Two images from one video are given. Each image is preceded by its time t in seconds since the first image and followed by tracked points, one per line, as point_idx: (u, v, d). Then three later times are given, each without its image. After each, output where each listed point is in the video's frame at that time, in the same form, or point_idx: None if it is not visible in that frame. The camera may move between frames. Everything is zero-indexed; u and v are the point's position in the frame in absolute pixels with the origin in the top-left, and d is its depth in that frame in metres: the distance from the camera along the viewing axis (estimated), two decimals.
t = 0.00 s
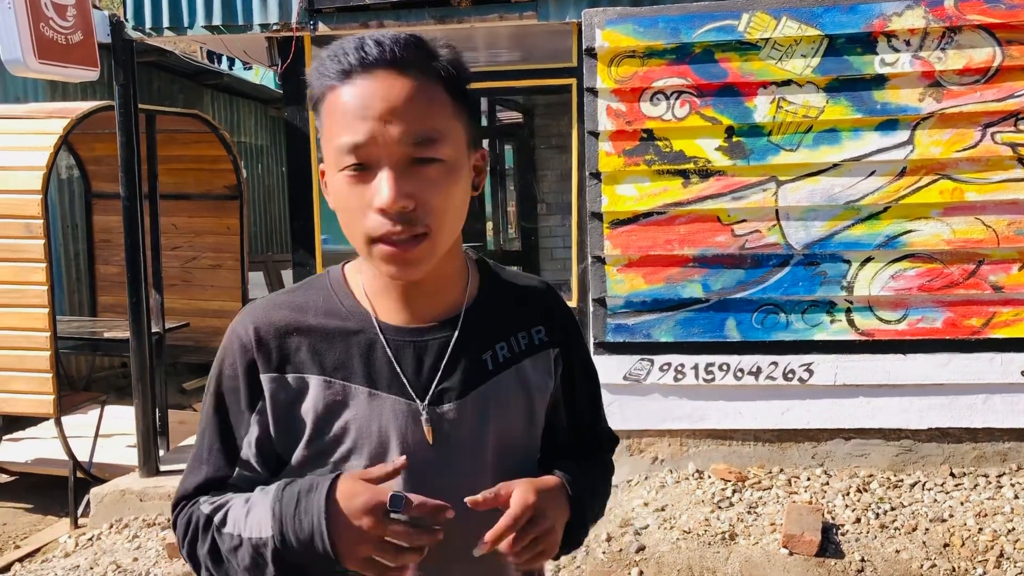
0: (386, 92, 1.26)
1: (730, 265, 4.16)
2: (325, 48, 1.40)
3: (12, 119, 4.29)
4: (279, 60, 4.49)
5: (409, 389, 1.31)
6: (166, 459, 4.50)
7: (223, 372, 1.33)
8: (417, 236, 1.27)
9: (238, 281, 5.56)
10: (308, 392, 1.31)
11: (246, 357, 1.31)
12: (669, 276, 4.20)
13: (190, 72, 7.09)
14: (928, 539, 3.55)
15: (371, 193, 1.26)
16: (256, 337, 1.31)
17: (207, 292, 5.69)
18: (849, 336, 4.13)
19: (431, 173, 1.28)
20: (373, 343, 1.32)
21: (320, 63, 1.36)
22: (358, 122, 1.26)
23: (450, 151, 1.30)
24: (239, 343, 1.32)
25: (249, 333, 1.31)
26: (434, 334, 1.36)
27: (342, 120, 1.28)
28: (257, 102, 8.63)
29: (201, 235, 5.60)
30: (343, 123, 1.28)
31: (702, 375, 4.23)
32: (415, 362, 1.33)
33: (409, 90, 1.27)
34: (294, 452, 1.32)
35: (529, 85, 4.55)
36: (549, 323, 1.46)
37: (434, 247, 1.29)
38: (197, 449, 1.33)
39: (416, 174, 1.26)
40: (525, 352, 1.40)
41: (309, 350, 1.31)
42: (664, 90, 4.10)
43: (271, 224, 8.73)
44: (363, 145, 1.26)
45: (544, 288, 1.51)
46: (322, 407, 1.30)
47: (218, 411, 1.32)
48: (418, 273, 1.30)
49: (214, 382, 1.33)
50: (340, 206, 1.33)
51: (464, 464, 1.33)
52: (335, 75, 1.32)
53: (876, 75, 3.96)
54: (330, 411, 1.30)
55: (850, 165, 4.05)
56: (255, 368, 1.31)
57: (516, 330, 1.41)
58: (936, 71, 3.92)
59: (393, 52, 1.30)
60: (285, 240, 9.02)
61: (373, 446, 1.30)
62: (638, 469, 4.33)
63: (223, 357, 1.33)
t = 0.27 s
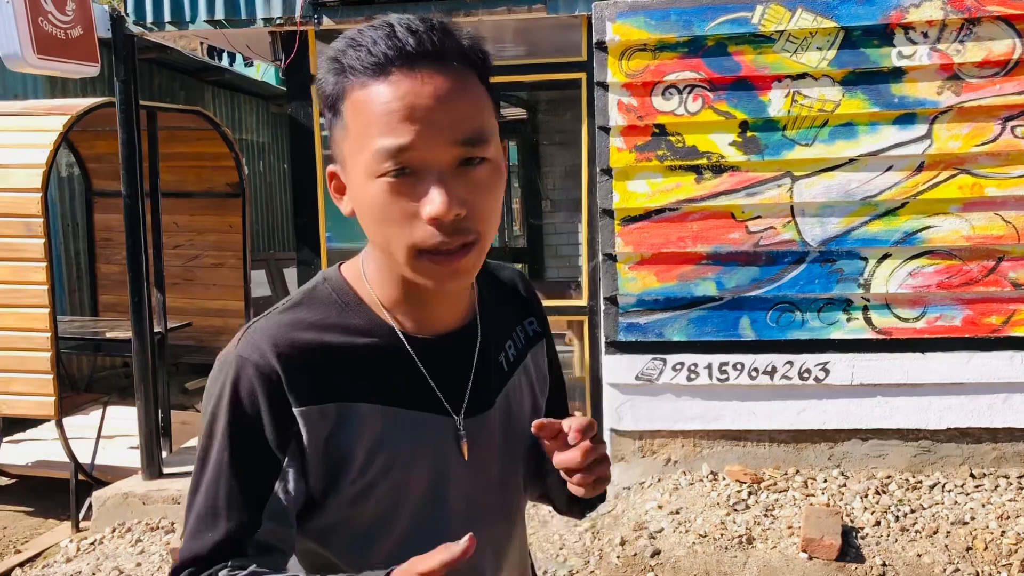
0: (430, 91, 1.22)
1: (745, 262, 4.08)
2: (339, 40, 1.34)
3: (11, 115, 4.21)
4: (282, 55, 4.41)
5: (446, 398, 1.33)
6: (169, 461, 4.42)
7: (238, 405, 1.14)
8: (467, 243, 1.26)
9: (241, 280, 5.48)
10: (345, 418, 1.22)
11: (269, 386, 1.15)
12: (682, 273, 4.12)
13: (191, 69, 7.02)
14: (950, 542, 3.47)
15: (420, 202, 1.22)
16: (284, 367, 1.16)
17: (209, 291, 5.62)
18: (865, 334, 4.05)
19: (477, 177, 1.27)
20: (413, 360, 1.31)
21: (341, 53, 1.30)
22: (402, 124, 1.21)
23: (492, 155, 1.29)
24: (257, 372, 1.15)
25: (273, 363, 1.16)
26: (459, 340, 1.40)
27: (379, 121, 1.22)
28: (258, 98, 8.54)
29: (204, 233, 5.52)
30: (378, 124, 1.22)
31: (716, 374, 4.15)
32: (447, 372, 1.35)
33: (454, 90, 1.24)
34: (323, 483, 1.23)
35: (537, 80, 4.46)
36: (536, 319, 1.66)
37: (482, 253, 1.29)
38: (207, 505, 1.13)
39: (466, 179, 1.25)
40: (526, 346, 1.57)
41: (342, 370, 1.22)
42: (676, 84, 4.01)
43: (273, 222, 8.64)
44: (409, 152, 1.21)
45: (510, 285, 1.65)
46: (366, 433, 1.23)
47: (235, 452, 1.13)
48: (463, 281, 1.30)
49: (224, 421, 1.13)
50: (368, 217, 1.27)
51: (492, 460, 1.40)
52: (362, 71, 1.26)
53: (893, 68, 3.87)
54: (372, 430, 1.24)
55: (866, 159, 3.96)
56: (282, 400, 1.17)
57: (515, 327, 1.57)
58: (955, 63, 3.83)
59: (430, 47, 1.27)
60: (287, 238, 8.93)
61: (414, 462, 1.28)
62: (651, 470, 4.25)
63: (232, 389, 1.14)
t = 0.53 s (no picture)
0: (427, 75, 1.17)
1: (743, 262, 4.03)
2: (318, 36, 1.27)
3: None
4: (269, 52, 4.31)
5: (474, 395, 1.30)
6: (155, 467, 4.33)
7: (264, 432, 1.08)
8: (488, 230, 1.21)
9: (228, 281, 5.39)
10: (377, 427, 1.17)
11: (295, 406, 1.09)
12: (679, 273, 4.06)
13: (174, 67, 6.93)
14: (955, 544, 3.43)
15: (436, 194, 1.16)
16: (309, 384, 1.11)
17: (193, 293, 5.50)
18: (866, 334, 4.00)
19: (488, 159, 1.22)
20: (441, 360, 1.28)
21: (322, 50, 1.24)
22: (405, 115, 1.15)
23: (500, 132, 1.25)
24: (281, 394, 1.09)
25: (296, 382, 1.10)
26: (480, 336, 1.36)
27: (380, 114, 1.16)
28: (241, 96, 8.44)
29: (188, 233, 5.41)
30: (377, 119, 1.16)
31: (715, 376, 4.09)
32: (473, 370, 1.32)
33: (451, 71, 1.19)
34: (360, 496, 1.19)
35: (529, 77, 4.38)
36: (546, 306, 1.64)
37: (504, 239, 1.25)
38: (251, 543, 1.09)
39: (479, 163, 1.20)
40: (541, 337, 1.55)
41: (367, 376, 1.17)
42: (673, 81, 3.95)
43: (258, 221, 8.53)
44: (416, 143, 1.15)
45: (515, 271, 1.63)
46: (401, 440, 1.19)
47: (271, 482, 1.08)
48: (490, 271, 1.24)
49: (255, 450, 1.08)
50: (378, 219, 1.21)
51: (523, 453, 1.38)
52: (353, 66, 1.21)
53: (893, 64, 3.82)
54: (405, 435, 1.19)
55: (866, 157, 3.91)
56: (312, 420, 1.11)
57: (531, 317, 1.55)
58: (955, 60, 3.78)
59: (417, 28, 1.23)
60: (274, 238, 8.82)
61: (448, 464, 1.25)
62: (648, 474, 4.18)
63: (256, 416, 1.08)
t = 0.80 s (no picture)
0: (455, 86, 1.11)
1: (724, 261, 3.97)
2: (360, 33, 1.22)
3: None
4: (240, 44, 4.20)
5: (471, 378, 1.26)
6: (120, 471, 4.20)
7: (258, 407, 1.10)
8: (492, 242, 1.16)
9: (196, 279, 5.27)
10: (370, 407, 1.17)
11: (291, 382, 1.12)
12: (660, 273, 4.00)
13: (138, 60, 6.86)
14: (938, 548, 3.40)
15: (445, 201, 1.11)
16: (306, 356, 1.13)
17: (159, 293, 5.41)
18: (847, 335, 3.96)
19: (504, 175, 1.17)
20: (441, 344, 1.24)
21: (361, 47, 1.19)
22: (427, 119, 1.10)
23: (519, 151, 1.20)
24: (278, 362, 1.12)
25: (293, 352, 1.12)
26: (483, 327, 1.31)
27: (401, 116, 1.12)
28: (209, 91, 8.32)
29: (155, 230, 5.30)
30: (401, 122, 1.12)
31: (695, 377, 4.04)
32: (474, 355, 1.28)
33: (480, 85, 1.14)
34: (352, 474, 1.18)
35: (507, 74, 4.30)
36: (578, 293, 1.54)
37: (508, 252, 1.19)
38: (228, 495, 1.09)
39: (493, 177, 1.15)
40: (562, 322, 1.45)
41: (365, 363, 1.17)
42: (655, 78, 3.88)
43: (228, 217, 8.37)
44: (434, 150, 1.10)
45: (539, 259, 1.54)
46: (393, 423, 1.18)
47: (258, 455, 1.10)
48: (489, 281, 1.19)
49: (247, 411, 1.10)
50: (388, 215, 1.16)
51: (527, 440, 1.31)
52: (384, 65, 1.15)
53: (876, 62, 3.77)
54: (400, 418, 1.18)
55: (848, 156, 3.86)
56: (306, 390, 1.13)
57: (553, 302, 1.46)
58: (937, 59, 3.74)
59: (452, 41, 1.17)
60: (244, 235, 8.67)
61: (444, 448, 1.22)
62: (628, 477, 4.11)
63: (253, 391, 1.11)
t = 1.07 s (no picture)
0: (482, 92, 1.32)
1: (707, 259, 3.91)
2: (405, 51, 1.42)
3: None
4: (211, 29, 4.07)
5: (472, 378, 1.37)
6: (86, 469, 4.09)
7: (286, 369, 1.30)
8: (508, 226, 1.33)
9: (167, 271, 5.17)
10: (378, 381, 1.33)
11: (313, 350, 1.30)
12: (642, 270, 3.93)
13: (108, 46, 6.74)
14: (921, 550, 3.37)
15: (468, 187, 1.31)
16: (328, 328, 1.31)
17: (128, 285, 5.32)
18: (830, 334, 3.92)
19: (523, 171, 1.35)
20: (443, 334, 1.37)
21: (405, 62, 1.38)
22: (457, 118, 1.31)
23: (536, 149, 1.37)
24: (304, 332, 1.31)
25: (318, 325, 1.31)
26: (496, 328, 1.42)
27: (435, 117, 1.33)
28: (182, 79, 8.19)
29: (123, 221, 5.23)
30: (435, 123, 1.33)
31: (676, 375, 3.98)
32: (478, 354, 1.39)
33: (504, 90, 1.33)
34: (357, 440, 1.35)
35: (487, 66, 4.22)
36: (592, 324, 1.55)
37: (523, 238, 1.36)
38: (250, 436, 1.30)
39: (510, 170, 1.32)
40: (572, 345, 1.48)
41: (376, 338, 1.33)
42: (638, 71, 3.80)
43: (199, 208, 8.24)
44: (461, 143, 1.31)
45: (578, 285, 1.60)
46: (394, 399, 1.33)
47: (279, 409, 1.30)
48: (505, 264, 1.36)
49: (275, 369, 1.30)
50: (422, 203, 1.37)
51: (517, 445, 1.39)
52: (423, 75, 1.36)
53: (862, 58, 3.72)
54: (398, 395, 1.33)
55: (834, 153, 3.81)
56: (324, 358, 1.31)
57: (563, 327, 1.49)
58: (924, 55, 3.69)
59: (482, 53, 1.36)
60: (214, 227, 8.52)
61: (436, 434, 1.35)
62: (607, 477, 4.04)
63: (284, 352, 1.31)
